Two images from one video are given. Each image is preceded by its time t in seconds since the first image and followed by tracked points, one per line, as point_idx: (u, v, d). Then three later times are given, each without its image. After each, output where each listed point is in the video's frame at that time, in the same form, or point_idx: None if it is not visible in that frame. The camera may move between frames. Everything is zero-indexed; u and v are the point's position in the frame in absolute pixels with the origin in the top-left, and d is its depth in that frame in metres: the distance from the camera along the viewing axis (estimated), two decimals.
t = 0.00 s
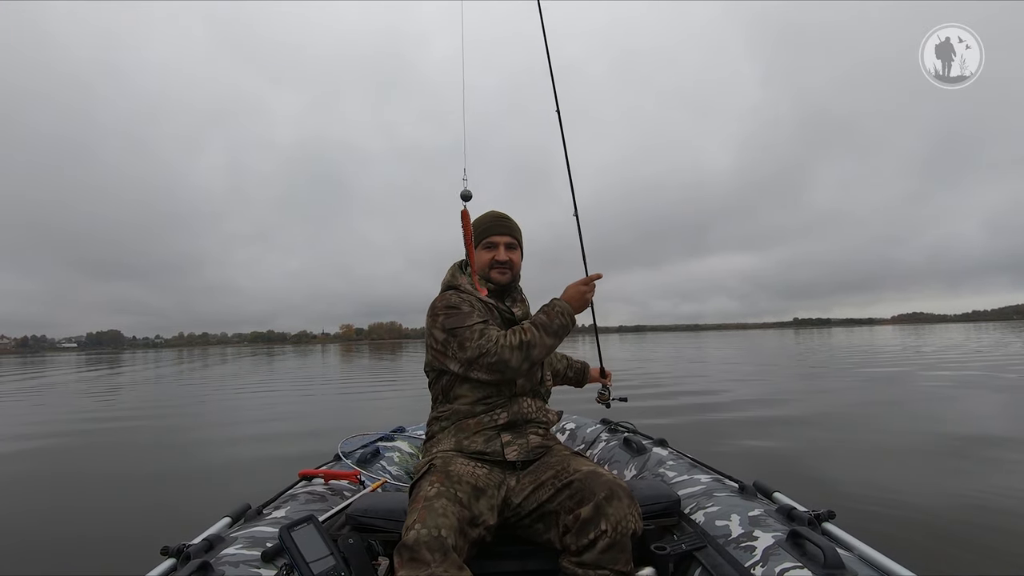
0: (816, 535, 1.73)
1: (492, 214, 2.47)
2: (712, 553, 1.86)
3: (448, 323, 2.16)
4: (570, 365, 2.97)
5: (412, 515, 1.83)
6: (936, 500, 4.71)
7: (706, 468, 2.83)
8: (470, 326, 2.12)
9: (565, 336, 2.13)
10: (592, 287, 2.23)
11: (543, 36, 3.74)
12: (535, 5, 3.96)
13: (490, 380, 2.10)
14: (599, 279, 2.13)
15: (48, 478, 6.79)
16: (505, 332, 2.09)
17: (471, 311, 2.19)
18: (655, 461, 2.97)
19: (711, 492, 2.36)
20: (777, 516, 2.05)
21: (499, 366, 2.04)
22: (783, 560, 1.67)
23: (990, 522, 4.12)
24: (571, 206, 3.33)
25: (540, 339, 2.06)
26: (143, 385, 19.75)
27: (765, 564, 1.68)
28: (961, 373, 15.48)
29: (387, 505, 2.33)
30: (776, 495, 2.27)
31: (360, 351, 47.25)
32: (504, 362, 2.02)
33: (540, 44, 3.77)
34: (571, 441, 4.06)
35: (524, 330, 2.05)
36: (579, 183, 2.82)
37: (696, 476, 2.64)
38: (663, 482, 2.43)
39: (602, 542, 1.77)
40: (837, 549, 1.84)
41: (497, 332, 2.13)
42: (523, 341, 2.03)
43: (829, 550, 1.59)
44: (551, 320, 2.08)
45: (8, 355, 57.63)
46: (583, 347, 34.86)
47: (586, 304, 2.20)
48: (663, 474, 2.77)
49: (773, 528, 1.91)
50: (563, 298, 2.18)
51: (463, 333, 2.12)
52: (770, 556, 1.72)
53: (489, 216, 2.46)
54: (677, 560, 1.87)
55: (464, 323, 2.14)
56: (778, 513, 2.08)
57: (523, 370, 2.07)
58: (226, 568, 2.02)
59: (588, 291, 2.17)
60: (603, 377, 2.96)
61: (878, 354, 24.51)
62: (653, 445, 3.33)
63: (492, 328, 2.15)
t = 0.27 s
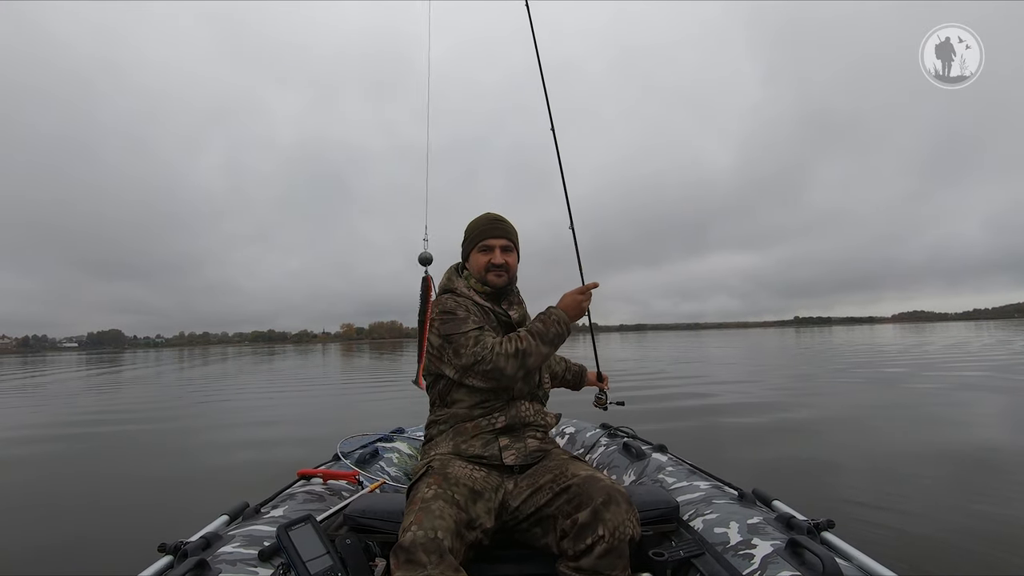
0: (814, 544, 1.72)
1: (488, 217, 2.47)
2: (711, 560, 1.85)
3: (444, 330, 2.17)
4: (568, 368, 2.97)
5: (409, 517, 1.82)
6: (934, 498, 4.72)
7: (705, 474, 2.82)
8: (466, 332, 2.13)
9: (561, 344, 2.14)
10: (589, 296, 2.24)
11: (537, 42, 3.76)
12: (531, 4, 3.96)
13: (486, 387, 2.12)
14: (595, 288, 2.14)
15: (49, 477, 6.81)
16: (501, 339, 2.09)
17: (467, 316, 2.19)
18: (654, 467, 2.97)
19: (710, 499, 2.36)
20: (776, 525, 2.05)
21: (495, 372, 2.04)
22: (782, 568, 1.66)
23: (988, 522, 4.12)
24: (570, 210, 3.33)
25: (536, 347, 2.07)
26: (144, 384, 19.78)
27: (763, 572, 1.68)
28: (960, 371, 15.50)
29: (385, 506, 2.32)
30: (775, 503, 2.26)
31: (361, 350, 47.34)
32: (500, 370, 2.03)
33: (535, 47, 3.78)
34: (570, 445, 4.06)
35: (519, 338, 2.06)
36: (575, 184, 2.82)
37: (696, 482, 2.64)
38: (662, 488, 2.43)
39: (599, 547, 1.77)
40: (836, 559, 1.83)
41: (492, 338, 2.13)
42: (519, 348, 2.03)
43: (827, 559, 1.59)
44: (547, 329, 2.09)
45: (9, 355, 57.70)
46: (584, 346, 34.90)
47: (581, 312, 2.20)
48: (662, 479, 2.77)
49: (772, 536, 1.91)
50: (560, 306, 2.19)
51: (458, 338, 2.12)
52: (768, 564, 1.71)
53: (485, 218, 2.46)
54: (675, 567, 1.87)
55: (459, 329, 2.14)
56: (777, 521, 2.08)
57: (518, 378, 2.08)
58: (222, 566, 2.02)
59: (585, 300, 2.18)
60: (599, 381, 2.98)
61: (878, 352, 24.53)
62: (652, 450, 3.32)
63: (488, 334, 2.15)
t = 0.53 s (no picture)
0: (815, 542, 1.72)
1: (486, 215, 2.47)
2: (711, 559, 1.86)
3: (443, 329, 2.16)
4: (568, 368, 2.96)
5: (408, 515, 1.83)
6: (935, 497, 4.72)
7: (705, 473, 2.82)
8: (464, 332, 2.12)
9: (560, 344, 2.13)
10: (587, 295, 2.24)
11: (536, 43, 3.77)
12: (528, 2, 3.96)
13: (485, 386, 2.11)
14: (594, 288, 2.13)
15: (51, 477, 6.82)
16: (499, 338, 2.09)
17: (465, 316, 2.19)
18: (655, 465, 2.97)
19: (710, 498, 2.36)
20: (776, 523, 2.05)
21: (493, 372, 2.04)
22: (782, 567, 1.66)
23: (989, 523, 4.12)
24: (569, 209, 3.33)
25: (534, 347, 2.06)
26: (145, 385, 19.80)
27: (764, 571, 1.68)
28: (963, 369, 15.45)
29: (386, 504, 2.33)
30: (775, 502, 2.26)
31: (362, 350, 47.37)
32: (498, 369, 2.03)
33: (533, 46, 3.79)
34: (570, 443, 4.06)
35: (518, 337, 2.06)
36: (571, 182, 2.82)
37: (696, 481, 2.64)
38: (662, 486, 2.43)
39: (600, 546, 1.77)
40: (836, 557, 1.83)
41: (491, 337, 2.13)
42: (518, 348, 2.03)
43: (828, 557, 1.58)
44: (546, 328, 2.09)
45: (10, 356, 57.76)
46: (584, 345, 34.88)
47: (580, 312, 2.20)
48: (662, 478, 2.77)
49: (772, 535, 1.91)
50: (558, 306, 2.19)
51: (457, 338, 2.12)
52: (769, 563, 1.71)
53: (483, 217, 2.46)
54: (676, 565, 1.87)
55: (457, 328, 2.14)
56: (777, 520, 2.08)
57: (517, 378, 2.07)
58: (223, 564, 2.02)
59: (584, 300, 2.18)
60: (598, 381, 3.00)
61: (879, 351, 24.48)
62: (653, 449, 3.33)
63: (486, 334, 2.15)
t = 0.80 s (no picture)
0: (817, 532, 1.73)
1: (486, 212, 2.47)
2: (713, 550, 1.86)
3: (444, 326, 2.17)
4: (569, 364, 2.97)
5: (411, 513, 1.83)
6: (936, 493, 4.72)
7: (706, 465, 2.83)
8: (465, 328, 2.13)
9: (560, 339, 2.14)
10: (587, 290, 2.24)
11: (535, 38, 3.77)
12: None
13: (486, 382, 2.12)
14: (594, 282, 2.14)
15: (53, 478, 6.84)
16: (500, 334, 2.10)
17: (466, 312, 2.19)
18: (656, 458, 2.97)
19: (712, 489, 2.36)
20: (778, 514, 2.05)
21: (495, 368, 2.05)
22: (784, 557, 1.67)
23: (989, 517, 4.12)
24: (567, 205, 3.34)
25: (535, 343, 2.07)
26: (147, 386, 19.84)
27: (766, 561, 1.68)
28: (963, 368, 15.45)
29: (389, 502, 2.33)
30: (776, 492, 2.27)
31: (362, 350, 47.38)
32: (500, 365, 2.03)
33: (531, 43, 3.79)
34: (571, 438, 4.06)
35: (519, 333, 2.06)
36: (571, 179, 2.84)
37: (697, 473, 2.64)
38: (664, 479, 2.43)
39: (602, 539, 1.78)
40: (838, 546, 1.83)
41: (492, 333, 2.14)
42: (519, 344, 2.04)
43: (830, 547, 1.59)
44: (546, 324, 2.09)
45: (11, 358, 57.85)
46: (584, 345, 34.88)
47: (581, 307, 2.21)
48: (663, 471, 2.78)
49: (774, 525, 1.91)
50: (558, 301, 2.19)
51: (457, 335, 2.13)
52: (771, 553, 1.72)
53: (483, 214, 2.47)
54: (678, 558, 1.87)
55: (459, 325, 2.14)
56: (779, 510, 2.08)
57: (518, 373, 2.08)
58: (227, 565, 2.03)
59: (584, 295, 2.19)
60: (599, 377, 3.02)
61: (879, 350, 24.48)
62: (654, 442, 3.33)
63: (487, 330, 2.15)
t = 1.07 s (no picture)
0: (818, 526, 1.73)
1: (486, 210, 2.49)
2: (714, 545, 1.87)
3: (444, 324, 2.18)
4: (569, 362, 2.98)
5: (412, 512, 1.84)
6: (935, 495, 4.73)
7: (707, 460, 2.83)
8: (466, 326, 2.14)
9: (561, 337, 2.15)
10: (587, 289, 2.25)
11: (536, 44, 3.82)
12: None
13: (487, 380, 2.13)
14: (594, 280, 2.15)
15: (54, 479, 6.85)
16: (501, 332, 2.11)
17: (467, 310, 2.20)
18: (656, 455, 2.98)
19: (712, 484, 2.37)
20: (779, 508, 2.06)
21: (495, 366, 2.06)
22: (785, 551, 1.67)
23: (989, 519, 4.12)
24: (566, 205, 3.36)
25: (536, 341, 2.08)
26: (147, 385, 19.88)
27: (767, 556, 1.69)
28: (962, 371, 15.48)
29: (390, 502, 2.34)
30: (777, 487, 2.27)
31: (362, 351, 47.42)
32: (500, 363, 2.04)
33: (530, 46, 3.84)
34: (572, 436, 4.07)
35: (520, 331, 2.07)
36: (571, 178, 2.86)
37: (697, 468, 2.65)
38: (664, 475, 2.43)
39: (604, 536, 1.78)
40: (839, 539, 1.84)
41: (492, 332, 2.14)
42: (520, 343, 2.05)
43: (831, 540, 1.59)
44: (547, 322, 2.11)
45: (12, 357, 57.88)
46: (584, 346, 34.91)
47: (581, 305, 2.22)
48: (664, 467, 2.78)
49: (775, 520, 1.92)
50: (558, 299, 2.20)
51: (458, 334, 2.14)
52: (772, 547, 1.72)
53: (484, 213, 2.48)
54: (679, 553, 1.88)
55: (459, 323, 2.15)
56: (779, 504, 2.09)
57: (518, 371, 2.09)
58: (230, 567, 2.04)
59: (584, 293, 2.20)
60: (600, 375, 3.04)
61: (878, 353, 24.53)
62: (654, 438, 3.34)
63: (488, 328, 2.16)
